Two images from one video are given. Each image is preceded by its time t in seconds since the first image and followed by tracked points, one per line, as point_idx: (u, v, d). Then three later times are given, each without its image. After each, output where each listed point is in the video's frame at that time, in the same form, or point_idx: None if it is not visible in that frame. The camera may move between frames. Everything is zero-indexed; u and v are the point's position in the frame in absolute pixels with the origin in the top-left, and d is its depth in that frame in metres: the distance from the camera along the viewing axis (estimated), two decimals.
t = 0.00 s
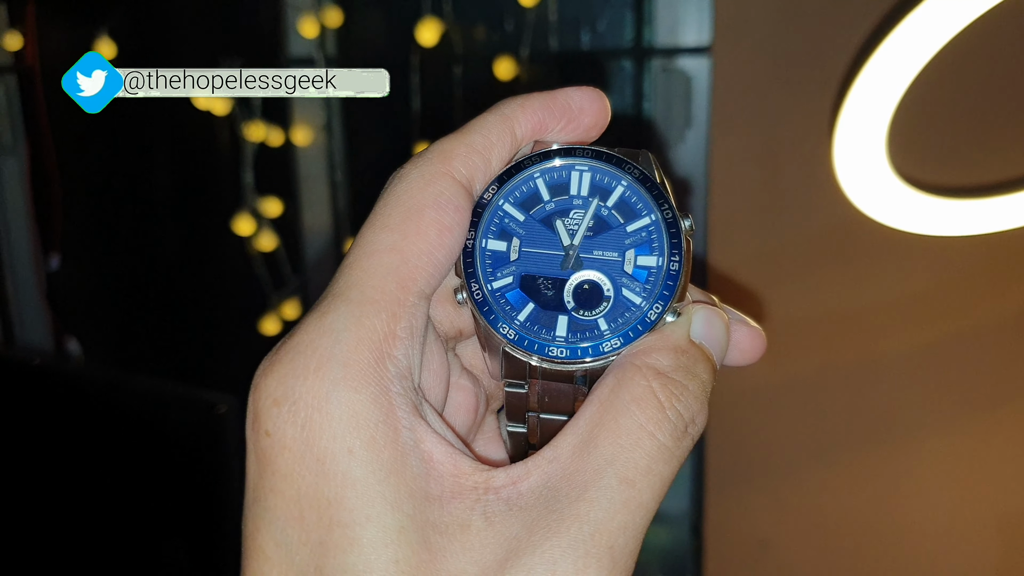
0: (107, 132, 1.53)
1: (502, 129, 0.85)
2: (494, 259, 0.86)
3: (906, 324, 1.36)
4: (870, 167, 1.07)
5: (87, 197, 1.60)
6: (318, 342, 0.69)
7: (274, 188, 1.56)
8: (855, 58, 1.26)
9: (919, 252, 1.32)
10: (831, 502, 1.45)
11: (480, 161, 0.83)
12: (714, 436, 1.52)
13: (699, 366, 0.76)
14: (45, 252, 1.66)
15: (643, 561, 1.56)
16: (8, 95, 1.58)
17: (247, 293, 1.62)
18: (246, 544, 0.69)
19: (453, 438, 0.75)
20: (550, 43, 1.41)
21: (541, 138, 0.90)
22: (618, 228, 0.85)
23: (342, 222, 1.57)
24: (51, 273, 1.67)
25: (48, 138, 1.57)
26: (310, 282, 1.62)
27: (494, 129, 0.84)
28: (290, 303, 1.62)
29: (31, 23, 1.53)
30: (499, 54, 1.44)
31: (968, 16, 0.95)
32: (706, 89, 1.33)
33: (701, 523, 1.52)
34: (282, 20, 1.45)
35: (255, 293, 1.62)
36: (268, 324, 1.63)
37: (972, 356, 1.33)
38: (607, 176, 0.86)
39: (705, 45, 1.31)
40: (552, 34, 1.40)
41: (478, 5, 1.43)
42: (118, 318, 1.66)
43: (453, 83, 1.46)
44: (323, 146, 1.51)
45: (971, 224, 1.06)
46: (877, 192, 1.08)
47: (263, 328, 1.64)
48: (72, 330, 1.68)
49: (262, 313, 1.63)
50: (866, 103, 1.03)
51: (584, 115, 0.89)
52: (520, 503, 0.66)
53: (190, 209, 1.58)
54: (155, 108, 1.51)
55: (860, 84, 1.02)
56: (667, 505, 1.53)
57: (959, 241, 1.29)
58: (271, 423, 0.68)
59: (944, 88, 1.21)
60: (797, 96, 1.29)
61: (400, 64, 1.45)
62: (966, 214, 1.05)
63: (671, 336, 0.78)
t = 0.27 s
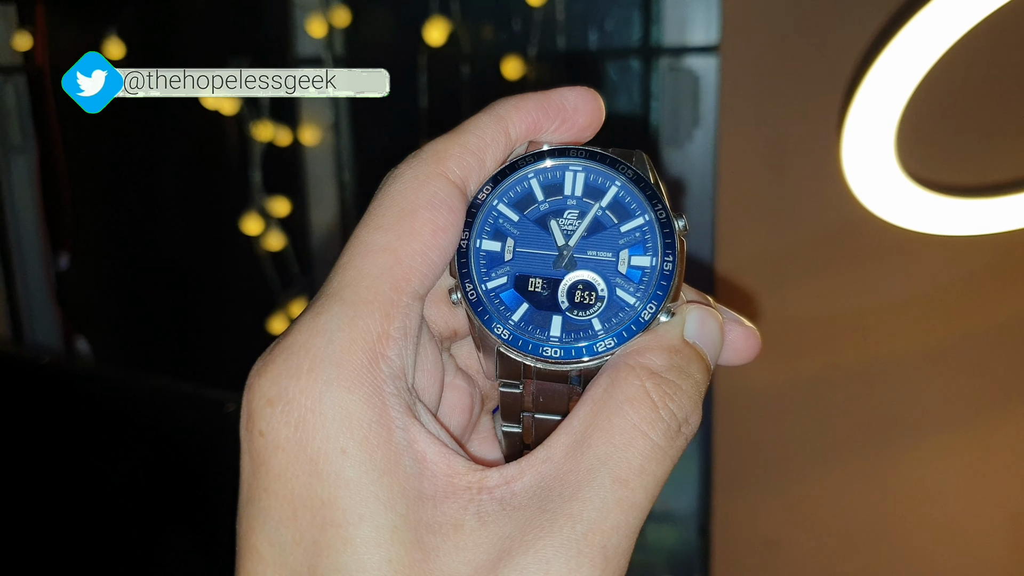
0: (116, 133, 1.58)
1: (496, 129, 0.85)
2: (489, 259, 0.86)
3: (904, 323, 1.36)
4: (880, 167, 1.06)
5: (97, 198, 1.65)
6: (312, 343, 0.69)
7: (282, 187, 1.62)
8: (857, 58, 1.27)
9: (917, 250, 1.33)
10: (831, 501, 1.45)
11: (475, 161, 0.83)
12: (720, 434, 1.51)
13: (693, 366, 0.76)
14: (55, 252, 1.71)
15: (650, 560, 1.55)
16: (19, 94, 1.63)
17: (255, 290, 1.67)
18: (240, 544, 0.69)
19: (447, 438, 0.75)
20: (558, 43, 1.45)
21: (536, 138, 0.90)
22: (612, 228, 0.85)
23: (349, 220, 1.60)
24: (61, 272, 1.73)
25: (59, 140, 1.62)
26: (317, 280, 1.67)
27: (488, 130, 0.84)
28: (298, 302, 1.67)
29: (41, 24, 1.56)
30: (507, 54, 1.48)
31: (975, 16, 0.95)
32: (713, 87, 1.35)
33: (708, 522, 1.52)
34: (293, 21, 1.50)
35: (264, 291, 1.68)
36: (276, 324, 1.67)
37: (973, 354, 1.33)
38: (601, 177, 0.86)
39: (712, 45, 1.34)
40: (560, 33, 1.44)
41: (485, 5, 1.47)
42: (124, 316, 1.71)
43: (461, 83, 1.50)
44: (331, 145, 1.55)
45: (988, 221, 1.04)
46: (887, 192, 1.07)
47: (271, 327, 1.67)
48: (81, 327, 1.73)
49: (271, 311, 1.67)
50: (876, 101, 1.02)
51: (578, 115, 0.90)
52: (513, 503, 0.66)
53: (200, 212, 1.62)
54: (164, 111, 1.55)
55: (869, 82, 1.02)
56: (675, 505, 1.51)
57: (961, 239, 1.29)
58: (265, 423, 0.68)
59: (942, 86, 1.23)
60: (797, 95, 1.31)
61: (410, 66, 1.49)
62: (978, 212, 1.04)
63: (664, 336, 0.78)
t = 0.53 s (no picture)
0: (118, 132, 1.58)
1: (488, 131, 0.85)
2: (480, 261, 0.86)
3: (900, 324, 1.36)
4: (881, 170, 1.06)
5: (100, 197, 1.65)
6: (302, 344, 0.70)
7: (285, 185, 1.62)
8: (858, 57, 1.26)
9: (910, 253, 1.33)
10: (827, 501, 1.47)
11: (466, 163, 0.83)
12: (721, 436, 1.53)
13: (683, 368, 0.76)
14: (56, 250, 1.71)
15: (651, 559, 1.57)
16: (22, 93, 1.63)
17: (259, 290, 1.67)
18: (231, 545, 0.69)
19: (438, 440, 0.76)
20: (560, 42, 1.45)
21: (527, 140, 0.90)
22: (603, 230, 0.86)
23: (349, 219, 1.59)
24: (62, 271, 1.72)
25: (60, 139, 1.62)
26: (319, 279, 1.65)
27: (480, 132, 0.84)
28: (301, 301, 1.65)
29: (44, 23, 1.57)
30: (509, 53, 1.48)
31: (975, 18, 0.94)
32: (715, 88, 1.36)
33: (708, 522, 1.54)
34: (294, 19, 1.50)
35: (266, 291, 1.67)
36: (276, 322, 1.67)
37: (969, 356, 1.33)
38: (592, 179, 0.86)
39: (715, 45, 1.34)
40: (562, 33, 1.45)
41: (489, 4, 1.48)
42: (127, 314, 1.71)
43: (463, 81, 1.50)
44: (332, 144, 1.54)
45: (990, 224, 1.03)
46: (890, 194, 1.07)
47: (272, 326, 1.67)
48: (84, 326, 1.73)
49: (273, 310, 1.67)
50: (875, 107, 1.03)
51: (570, 117, 0.90)
52: (503, 504, 0.66)
53: (205, 209, 1.63)
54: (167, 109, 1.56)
55: (866, 91, 1.03)
56: (676, 505, 1.54)
57: (960, 240, 1.29)
58: (255, 424, 0.68)
59: (938, 88, 1.24)
60: (793, 96, 1.31)
61: (412, 65, 1.49)
62: (981, 213, 1.03)
63: (655, 338, 0.78)
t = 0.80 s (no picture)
0: (121, 130, 1.59)
1: (486, 130, 0.85)
2: (478, 259, 0.86)
3: (898, 323, 1.38)
4: (883, 167, 1.06)
5: (101, 194, 1.66)
6: (299, 341, 0.70)
7: (287, 184, 1.62)
8: (856, 61, 1.29)
9: (909, 251, 1.35)
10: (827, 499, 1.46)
11: (464, 161, 0.83)
12: (722, 434, 1.52)
13: (679, 366, 0.76)
14: (60, 247, 1.74)
15: (652, 559, 1.55)
16: (25, 90, 1.65)
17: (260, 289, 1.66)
18: (227, 541, 0.69)
19: (435, 437, 0.76)
20: (563, 41, 1.45)
21: (525, 139, 0.90)
22: (601, 229, 0.86)
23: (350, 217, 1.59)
24: (65, 268, 1.75)
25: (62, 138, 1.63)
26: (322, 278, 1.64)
27: (478, 130, 0.84)
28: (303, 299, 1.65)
29: (47, 20, 1.59)
30: (513, 51, 1.48)
31: (985, 15, 0.95)
32: (719, 88, 1.37)
33: (710, 521, 1.52)
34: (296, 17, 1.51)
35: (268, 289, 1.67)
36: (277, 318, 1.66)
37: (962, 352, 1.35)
38: (590, 177, 0.86)
39: (718, 44, 1.35)
40: (565, 32, 1.45)
41: (491, 4, 1.48)
42: (128, 312, 1.71)
43: (465, 79, 1.50)
44: (335, 142, 1.55)
45: (981, 225, 1.04)
46: (888, 190, 1.07)
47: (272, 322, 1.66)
48: (82, 321, 1.75)
49: (274, 307, 1.67)
50: (880, 103, 1.02)
51: (568, 116, 0.90)
52: (499, 502, 0.66)
53: (202, 204, 1.62)
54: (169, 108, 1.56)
55: (876, 80, 1.01)
56: (677, 504, 1.52)
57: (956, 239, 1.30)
58: (252, 421, 0.68)
59: (938, 88, 1.24)
60: (794, 99, 1.33)
61: (414, 64, 1.50)
62: (978, 214, 1.04)
63: (651, 336, 0.78)
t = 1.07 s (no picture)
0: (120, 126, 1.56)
1: (476, 125, 0.86)
2: (467, 254, 0.86)
3: (891, 322, 1.39)
4: (885, 168, 1.07)
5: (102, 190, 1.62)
6: (288, 335, 0.70)
7: (287, 181, 1.58)
8: (858, 61, 1.29)
9: (905, 252, 1.36)
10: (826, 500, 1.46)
11: (454, 157, 0.84)
12: (722, 434, 1.50)
13: (668, 360, 0.77)
14: (60, 244, 1.68)
15: (653, 559, 1.53)
16: (26, 86, 1.62)
17: (259, 287, 1.63)
18: (216, 534, 0.69)
19: (424, 431, 0.76)
20: (565, 39, 1.43)
21: (515, 134, 0.90)
22: (590, 224, 0.86)
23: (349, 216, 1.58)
24: (66, 265, 1.69)
25: (58, 133, 1.60)
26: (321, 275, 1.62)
27: (468, 125, 0.85)
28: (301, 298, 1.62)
29: (49, 16, 1.56)
30: (514, 50, 1.46)
31: (986, 16, 0.96)
32: (720, 87, 1.35)
33: (710, 521, 1.51)
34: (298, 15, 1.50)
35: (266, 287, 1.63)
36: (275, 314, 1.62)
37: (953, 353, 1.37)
38: (579, 173, 0.87)
39: (719, 44, 1.34)
40: (568, 30, 1.43)
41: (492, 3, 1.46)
42: (131, 311, 1.67)
43: (467, 77, 1.48)
44: (336, 139, 1.54)
45: (983, 225, 1.05)
46: (891, 191, 1.08)
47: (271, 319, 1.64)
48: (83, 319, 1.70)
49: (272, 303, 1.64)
50: (881, 104, 1.03)
51: (558, 111, 0.90)
52: (487, 494, 0.67)
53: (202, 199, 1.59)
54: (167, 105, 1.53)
55: (875, 83, 1.02)
56: (677, 503, 1.52)
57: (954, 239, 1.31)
58: (240, 414, 0.69)
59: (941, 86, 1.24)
60: (795, 97, 1.33)
61: (415, 62, 1.48)
62: (980, 214, 1.04)
63: (640, 331, 0.79)
